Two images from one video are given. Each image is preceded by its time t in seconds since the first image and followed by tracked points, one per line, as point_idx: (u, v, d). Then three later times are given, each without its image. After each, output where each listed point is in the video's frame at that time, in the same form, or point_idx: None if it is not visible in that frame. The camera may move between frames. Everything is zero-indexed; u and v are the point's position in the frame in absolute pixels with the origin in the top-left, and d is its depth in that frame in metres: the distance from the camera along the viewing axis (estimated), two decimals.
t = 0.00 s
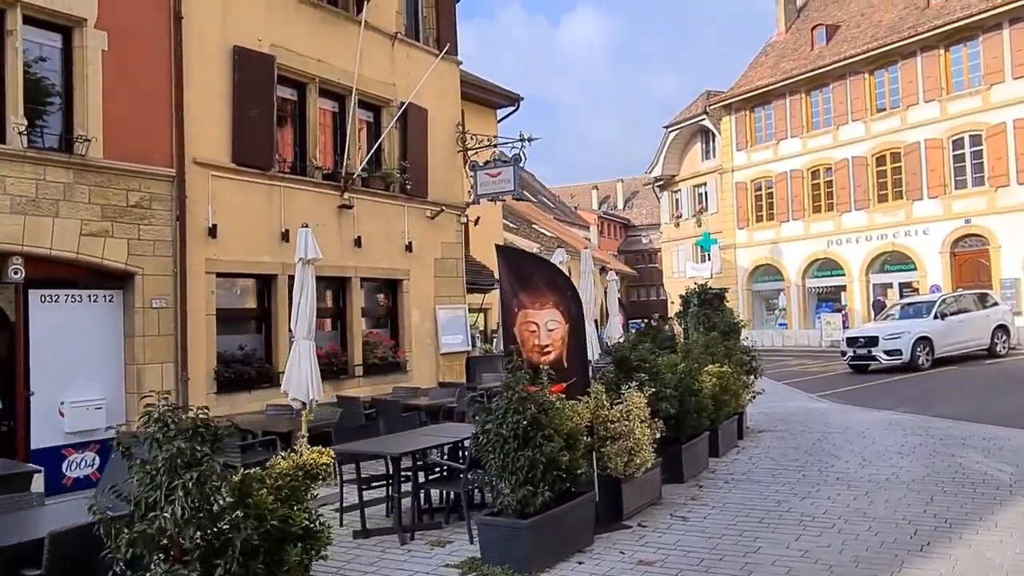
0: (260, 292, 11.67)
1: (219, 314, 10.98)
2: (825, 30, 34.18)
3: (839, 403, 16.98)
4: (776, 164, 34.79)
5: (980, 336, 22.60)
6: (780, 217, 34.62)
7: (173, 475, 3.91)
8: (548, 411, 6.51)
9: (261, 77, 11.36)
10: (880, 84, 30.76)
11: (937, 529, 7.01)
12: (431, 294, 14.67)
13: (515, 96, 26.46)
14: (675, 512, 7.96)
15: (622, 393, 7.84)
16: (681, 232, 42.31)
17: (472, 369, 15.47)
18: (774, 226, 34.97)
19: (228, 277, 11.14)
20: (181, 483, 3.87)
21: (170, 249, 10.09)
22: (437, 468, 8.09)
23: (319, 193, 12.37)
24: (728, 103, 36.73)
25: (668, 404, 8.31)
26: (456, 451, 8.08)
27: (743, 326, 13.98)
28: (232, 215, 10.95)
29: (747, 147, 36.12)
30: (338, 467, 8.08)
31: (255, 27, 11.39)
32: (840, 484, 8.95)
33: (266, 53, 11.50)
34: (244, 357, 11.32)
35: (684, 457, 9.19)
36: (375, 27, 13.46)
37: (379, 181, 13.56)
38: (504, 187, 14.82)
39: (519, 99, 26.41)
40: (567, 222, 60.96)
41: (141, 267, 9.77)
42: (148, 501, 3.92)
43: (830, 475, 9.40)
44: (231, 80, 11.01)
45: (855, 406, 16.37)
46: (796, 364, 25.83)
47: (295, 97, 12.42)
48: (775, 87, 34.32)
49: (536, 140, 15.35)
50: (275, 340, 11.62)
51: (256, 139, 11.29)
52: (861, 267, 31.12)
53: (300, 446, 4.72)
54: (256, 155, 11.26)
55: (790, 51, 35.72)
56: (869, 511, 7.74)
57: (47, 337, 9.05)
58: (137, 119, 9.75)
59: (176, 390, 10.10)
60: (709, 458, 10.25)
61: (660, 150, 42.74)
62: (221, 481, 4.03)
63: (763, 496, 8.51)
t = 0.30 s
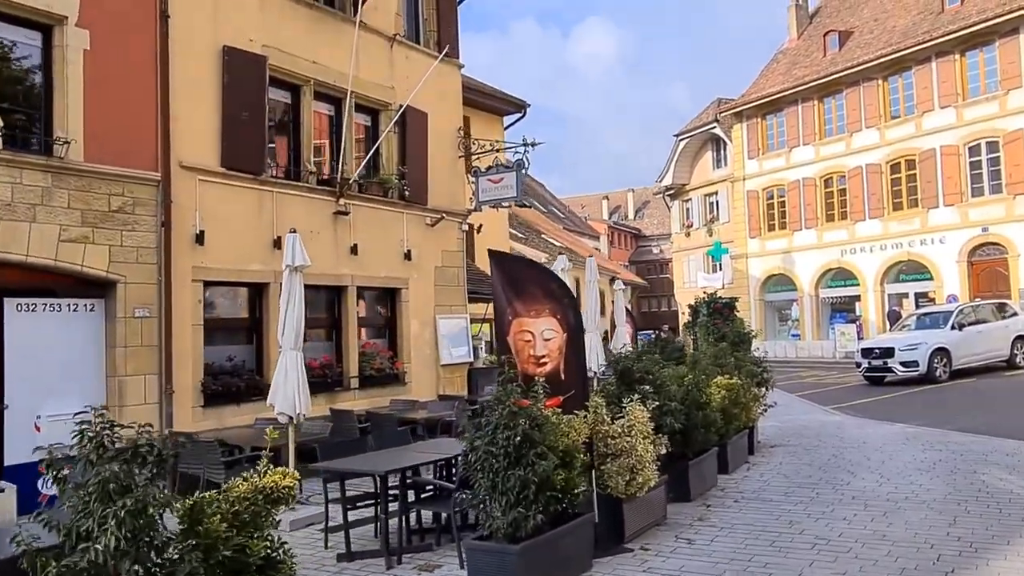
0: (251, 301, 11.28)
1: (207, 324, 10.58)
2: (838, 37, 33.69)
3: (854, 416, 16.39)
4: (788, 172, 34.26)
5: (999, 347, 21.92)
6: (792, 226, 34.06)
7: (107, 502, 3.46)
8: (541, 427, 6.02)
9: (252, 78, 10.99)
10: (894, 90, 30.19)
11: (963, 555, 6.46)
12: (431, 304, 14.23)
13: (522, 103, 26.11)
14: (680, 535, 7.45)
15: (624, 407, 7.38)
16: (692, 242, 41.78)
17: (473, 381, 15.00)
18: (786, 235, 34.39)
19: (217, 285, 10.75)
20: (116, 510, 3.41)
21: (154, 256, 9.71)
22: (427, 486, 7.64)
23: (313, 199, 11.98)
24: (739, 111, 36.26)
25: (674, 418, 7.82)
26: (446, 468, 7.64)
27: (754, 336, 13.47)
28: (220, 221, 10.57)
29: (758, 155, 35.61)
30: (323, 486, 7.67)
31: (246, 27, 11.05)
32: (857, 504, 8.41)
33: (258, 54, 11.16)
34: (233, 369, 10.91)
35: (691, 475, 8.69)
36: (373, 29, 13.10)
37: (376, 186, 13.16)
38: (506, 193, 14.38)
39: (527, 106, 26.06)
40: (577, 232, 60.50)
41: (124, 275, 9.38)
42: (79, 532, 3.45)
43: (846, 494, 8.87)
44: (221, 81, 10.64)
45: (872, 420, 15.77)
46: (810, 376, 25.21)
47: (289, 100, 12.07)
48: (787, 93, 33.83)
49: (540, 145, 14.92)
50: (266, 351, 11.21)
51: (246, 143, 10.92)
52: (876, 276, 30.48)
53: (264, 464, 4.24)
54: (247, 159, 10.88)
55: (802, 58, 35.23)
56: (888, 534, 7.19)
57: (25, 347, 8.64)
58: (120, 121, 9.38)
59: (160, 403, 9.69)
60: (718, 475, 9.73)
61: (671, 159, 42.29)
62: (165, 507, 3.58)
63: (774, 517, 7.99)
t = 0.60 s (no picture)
0: (238, 304, 10.91)
1: (191, 327, 10.20)
2: (848, 37, 33.18)
3: (864, 423, 15.88)
4: (797, 174, 33.74)
5: (1013, 353, 21.35)
6: (801, 229, 33.52)
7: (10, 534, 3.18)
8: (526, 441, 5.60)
9: (239, 73, 10.64)
10: (906, 91, 29.64)
11: None
12: (427, 307, 13.83)
13: (526, 103, 25.71)
14: (678, 554, 7.00)
15: (618, 417, 6.97)
16: (700, 245, 41.27)
17: (471, 387, 14.57)
18: (795, 238, 33.86)
19: (202, 287, 10.38)
20: (16, 544, 3.12)
21: (134, 256, 9.34)
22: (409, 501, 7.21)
23: (303, 199, 11.60)
24: (748, 112, 35.75)
25: (673, 429, 7.39)
26: (431, 480, 7.22)
27: (761, 342, 13.01)
28: (204, 219, 10.20)
29: (767, 157, 35.11)
30: (301, 498, 7.25)
31: (234, 20, 10.69)
32: (867, 520, 7.94)
33: (246, 48, 10.79)
34: (219, 373, 10.53)
35: (691, 488, 8.24)
36: (368, 23, 12.73)
37: (371, 186, 12.77)
38: (505, 193, 13.95)
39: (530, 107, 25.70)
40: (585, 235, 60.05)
41: (102, 275, 9.01)
42: None
43: (856, 509, 8.40)
44: (206, 76, 10.28)
45: (883, 428, 15.25)
46: (819, 382, 24.69)
47: (280, 96, 11.70)
48: (796, 95, 33.35)
49: (540, 144, 14.50)
50: (253, 355, 10.83)
51: (233, 139, 10.54)
52: (886, 280, 29.91)
53: (210, 485, 3.91)
54: (234, 156, 10.51)
55: (812, 58, 34.71)
56: (900, 556, 6.72)
57: None
58: (99, 115, 9.01)
59: (139, 410, 9.32)
60: (721, 488, 9.28)
61: (679, 161, 41.82)
62: (79, 539, 3.29)
63: (780, 535, 7.52)
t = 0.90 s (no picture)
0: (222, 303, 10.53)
1: (171, 326, 9.82)
2: (858, 34, 32.62)
3: (873, 428, 15.39)
4: (806, 174, 33.18)
5: None
6: (810, 229, 32.98)
7: None
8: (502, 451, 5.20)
9: (222, 63, 10.26)
10: (917, 88, 29.06)
11: None
12: (421, 307, 13.42)
13: (529, 100, 25.28)
14: (672, 569, 6.56)
15: (608, 423, 6.56)
16: (708, 246, 40.75)
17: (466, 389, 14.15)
18: (804, 239, 33.32)
19: (184, 285, 10.01)
20: None
21: (109, 252, 8.97)
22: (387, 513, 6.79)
23: (291, 194, 11.22)
24: (756, 111, 35.22)
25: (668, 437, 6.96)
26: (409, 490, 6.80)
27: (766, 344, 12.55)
28: (185, 215, 9.83)
29: (776, 156, 34.58)
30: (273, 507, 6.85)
31: (217, 9, 10.32)
32: (874, 533, 7.49)
33: (231, 37, 10.42)
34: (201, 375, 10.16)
35: (689, 498, 7.80)
36: (360, 14, 12.35)
37: (363, 182, 12.38)
38: (502, 190, 13.53)
39: (534, 104, 25.29)
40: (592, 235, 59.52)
41: (76, 272, 8.64)
42: None
43: (863, 521, 7.94)
44: (187, 66, 9.91)
45: (894, 433, 14.73)
46: (828, 385, 24.16)
47: (267, 88, 11.32)
48: (805, 93, 32.82)
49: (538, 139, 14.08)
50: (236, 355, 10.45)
51: (216, 132, 10.17)
52: (897, 282, 29.35)
53: (135, 502, 3.50)
54: (217, 150, 10.14)
55: (821, 56, 34.16)
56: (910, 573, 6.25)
57: None
58: (72, 105, 8.65)
59: (114, 412, 8.94)
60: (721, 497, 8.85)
61: (686, 161, 41.31)
62: None
63: (781, 549, 7.06)
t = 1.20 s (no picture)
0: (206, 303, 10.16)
1: (151, 325, 9.47)
2: (868, 30, 32.08)
3: (883, 431, 14.91)
4: (815, 171, 32.66)
5: None
6: (818, 228, 32.46)
7: None
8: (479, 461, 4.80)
9: (206, 53, 9.89)
10: (929, 84, 28.51)
11: None
12: (416, 307, 13.04)
13: (532, 97, 24.89)
14: None
15: (600, 428, 6.15)
16: (715, 245, 40.25)
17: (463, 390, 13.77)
18: (812, 238, 32.80)
19: (165, 282, 9.66)
20: None
21: (85, 248, 8.63)
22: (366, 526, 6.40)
23: (279, 189, 10.85)
24: (764, 108, 34.70)
25: (666, 443, 6.54)
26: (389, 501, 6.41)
27: (771, 345, 12.10)
28: (165, 209, 9.48)
29: (784, 154, 34.08)
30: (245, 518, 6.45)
31: None
32: (885, 546, 7.04)
33: (215, 27, 10.06)
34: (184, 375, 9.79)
35: (689, 507, 7.38)
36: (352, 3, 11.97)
37: (355, 176, 12.01)
38: (499, 185, 13.12)
39: (537, 100, 24.91)
40: (599, 235, 59.02)
41: (49, 269, 8.30)
42: None
43: (871, 532, 7.52)
44: (168, 56, 9.56)
45: (905, 437, 14.26)
46: (836, 386, 23.68)
47: (254, 80, 10.97)
48: (813, 89, 32.32)
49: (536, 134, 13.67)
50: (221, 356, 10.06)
51: (200, 124, 9.81)
52: (907, 282, 28.80)
53: (52, 526, 3.91)
54: (200, 142, 9.78)
55: (831, 53, 33.64)
56: None
57: None
58: (44, 95, 8.33)
59: (90, 415, 8.59)
60: (722, 506, 8.43)
61: (693, 159, 40.82)
62: None
63: (785, 563, 6.62)
